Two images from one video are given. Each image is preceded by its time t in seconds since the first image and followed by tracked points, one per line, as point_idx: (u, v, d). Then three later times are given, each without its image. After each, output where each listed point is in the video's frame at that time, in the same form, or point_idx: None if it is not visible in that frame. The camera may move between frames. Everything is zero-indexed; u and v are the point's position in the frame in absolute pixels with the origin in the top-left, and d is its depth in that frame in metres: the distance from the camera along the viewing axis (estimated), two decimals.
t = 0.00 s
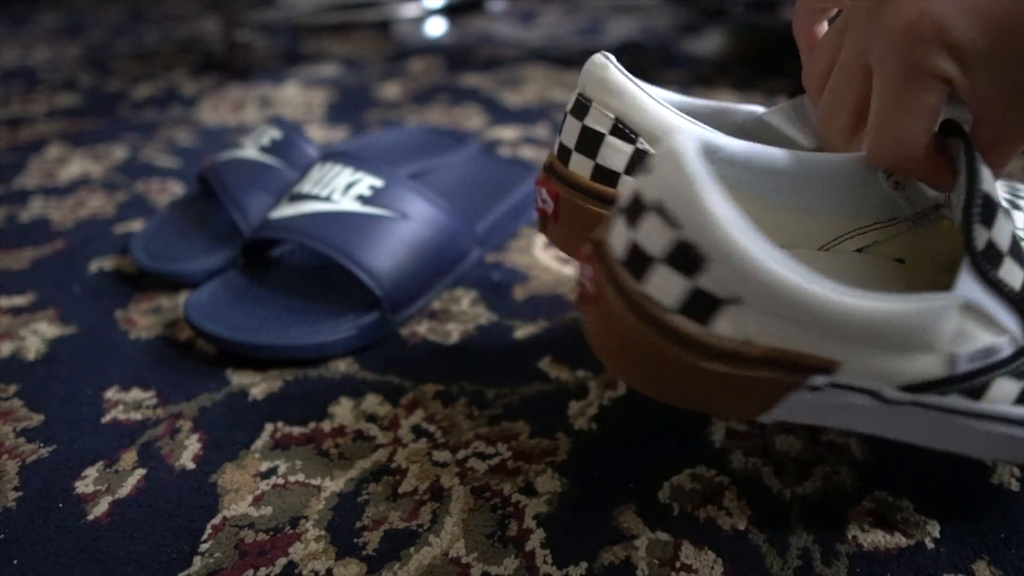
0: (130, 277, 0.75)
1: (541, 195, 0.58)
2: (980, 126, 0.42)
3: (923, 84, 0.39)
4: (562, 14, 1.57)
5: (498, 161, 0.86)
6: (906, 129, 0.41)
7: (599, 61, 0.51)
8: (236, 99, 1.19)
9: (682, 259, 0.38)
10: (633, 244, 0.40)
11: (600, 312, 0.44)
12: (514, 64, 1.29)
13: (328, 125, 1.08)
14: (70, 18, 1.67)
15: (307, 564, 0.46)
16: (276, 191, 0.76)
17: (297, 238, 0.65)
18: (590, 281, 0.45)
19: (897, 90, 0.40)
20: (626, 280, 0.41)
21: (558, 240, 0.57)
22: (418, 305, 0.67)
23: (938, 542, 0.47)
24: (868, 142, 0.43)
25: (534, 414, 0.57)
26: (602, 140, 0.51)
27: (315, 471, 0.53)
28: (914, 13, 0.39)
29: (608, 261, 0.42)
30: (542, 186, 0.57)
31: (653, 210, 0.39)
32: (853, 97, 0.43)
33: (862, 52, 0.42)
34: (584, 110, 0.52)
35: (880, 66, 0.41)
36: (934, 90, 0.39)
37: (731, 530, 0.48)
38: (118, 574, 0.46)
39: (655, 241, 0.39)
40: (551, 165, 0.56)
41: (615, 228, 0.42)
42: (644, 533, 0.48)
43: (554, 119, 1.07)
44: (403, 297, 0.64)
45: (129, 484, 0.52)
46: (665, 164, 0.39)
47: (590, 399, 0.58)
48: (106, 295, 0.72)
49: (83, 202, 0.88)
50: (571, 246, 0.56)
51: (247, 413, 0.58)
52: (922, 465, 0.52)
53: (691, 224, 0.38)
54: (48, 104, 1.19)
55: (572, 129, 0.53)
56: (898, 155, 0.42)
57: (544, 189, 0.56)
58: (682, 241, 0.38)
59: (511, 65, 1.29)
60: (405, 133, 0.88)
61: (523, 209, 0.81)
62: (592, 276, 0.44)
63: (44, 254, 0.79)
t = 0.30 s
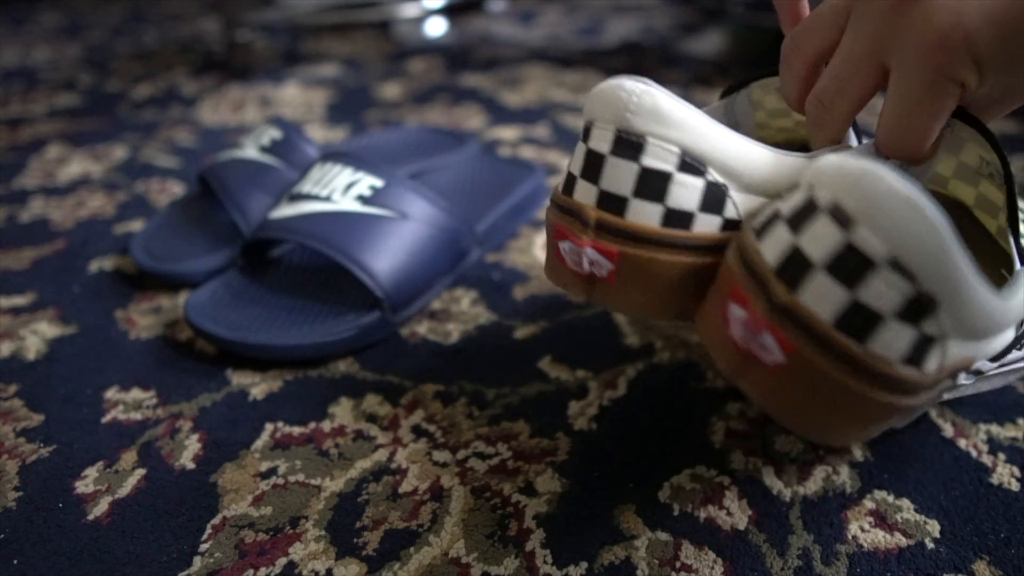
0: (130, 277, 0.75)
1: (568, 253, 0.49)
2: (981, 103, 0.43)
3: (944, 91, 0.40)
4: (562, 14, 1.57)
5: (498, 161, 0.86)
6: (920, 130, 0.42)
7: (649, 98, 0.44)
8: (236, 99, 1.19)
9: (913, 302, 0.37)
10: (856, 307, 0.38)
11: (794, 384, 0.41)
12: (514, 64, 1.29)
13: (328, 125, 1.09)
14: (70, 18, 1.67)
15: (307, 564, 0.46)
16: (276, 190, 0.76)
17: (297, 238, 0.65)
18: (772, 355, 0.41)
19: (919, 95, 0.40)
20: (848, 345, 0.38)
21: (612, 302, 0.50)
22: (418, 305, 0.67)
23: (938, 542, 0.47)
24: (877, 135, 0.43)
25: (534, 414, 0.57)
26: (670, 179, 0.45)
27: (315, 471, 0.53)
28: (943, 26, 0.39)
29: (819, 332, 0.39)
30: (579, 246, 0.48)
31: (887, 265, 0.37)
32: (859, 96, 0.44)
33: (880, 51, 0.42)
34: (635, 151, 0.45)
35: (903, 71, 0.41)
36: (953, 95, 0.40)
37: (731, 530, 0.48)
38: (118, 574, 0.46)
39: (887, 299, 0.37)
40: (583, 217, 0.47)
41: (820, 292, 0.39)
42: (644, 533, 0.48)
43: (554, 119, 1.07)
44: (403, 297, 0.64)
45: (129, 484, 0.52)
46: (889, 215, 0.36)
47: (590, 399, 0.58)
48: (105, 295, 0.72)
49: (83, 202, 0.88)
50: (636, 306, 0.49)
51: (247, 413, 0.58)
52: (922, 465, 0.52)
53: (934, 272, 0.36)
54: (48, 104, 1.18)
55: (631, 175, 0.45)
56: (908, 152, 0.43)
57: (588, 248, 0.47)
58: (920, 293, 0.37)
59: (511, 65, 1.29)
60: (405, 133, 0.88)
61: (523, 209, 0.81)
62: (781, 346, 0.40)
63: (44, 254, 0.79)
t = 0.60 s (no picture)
0: (130, 277, 0.75)
1: (623, 290, 0.47)
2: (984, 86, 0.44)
3: (954, 79, 0.40)
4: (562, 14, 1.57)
5: (498, 161, 0.86)
6: (927, 117, 0.42)
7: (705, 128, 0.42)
8: (236, 99, 1.19)
9: (1005, 308, 0.37)
10: (953, 322, 0.37)
11: (892, 402, 0.40)
12: (514, 64, 1.29)
13: (327, 125, 1.09)
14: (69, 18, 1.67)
15: (307, 564, 0.46)
16: (276, 191, 0.76)
17: (297, 238, 0.65)
18: (865, 375, 0.40)
19: (930, 82, 0.41)
20: (947, 360, 0.38)
21: (668, 333, 0.48)
22: (417, 305, 0.67)
23: (938, 542, 0.47)
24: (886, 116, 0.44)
25: (534, 414, 0.57)
26: (731, 205, 0.43)
27: (315, 471, 0.53)
28: (957, 16, 0.39)
29: (918, 351, 0.38)
30: (638, 283, 0.46)
31: (983, 275, 0.37)
32: (863, 81, 0.44)
33: (889, 36, 0.41)
34: (691, 181, 0.43)
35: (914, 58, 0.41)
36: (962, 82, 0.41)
37: (731, 530, 0.48)
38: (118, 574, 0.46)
39: (984, 309, 0.37)
40: (641, 253, 0.45)
41: (917, 314, 0.38)
42: (644, 533, 0.48)
43: (554, 119, 1.07)
44: (403, 296, 0.64)
45: (129, 484, 0.52)
46: (980, 225, 0.36)
47: (590, 399, 0.58)
48: (106, 295, 0.72)
49: (83, 202, 0.88)
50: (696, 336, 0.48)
51: (247, 413, 0.58)
52: (922, 464, 0.52)
53: None
54: (48, 104, 1.18)
55: (690, 205, 0.43)
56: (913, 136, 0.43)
57: (650, 285, 0.45)
58: (1010, 297, 0.37)
59: (511, 65, 1.29)
60: (405, 133, 0.88)
61: (523, 209, 0.81)
62: (876, 364, 0.39)
63: (44, 254, 0.78)
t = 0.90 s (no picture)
0: (130, 277, 0.75)
1: (640, 276, 0.46)
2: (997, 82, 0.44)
3: (969, 71, 0.41)
4: (562, 14, 1.57)
5: (498, 161, 0.86)
6: (939, 110, 0.42)
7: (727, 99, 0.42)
8: (236, 99, 1.19)
9: None
10: (995, 296, 0.37)
11: (929, 385, 0.40)
12: (513, 64, 1.29)
13: (327, 125, 1.08)
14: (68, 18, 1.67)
15: (307, 564, 0.46)
16: (276, 191, 0.76)
17: (297, 238, 0.65)
18: (903, 357, 0.40)
19: (946, 72, 0.41)
20: (988, 339, 0.38)
21: (685, 323, 0.47)
22: (417, 305, 0.67)
23: (938, 542, 0.47)
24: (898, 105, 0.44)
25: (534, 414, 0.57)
26: (753, 182, 0.43)
27: (315, 471, 0.53)
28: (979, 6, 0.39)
29: (959, 329, 0.38)
30: (657, 268, 0.45)
31: None
32: (879, 70, 0.44)
33: (912, 25, 0.42)
34: (711, 156, 0.43)
35: (932, 47, 0.41)
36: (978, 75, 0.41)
37: (731, 530, 0.48)
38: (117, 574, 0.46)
39: None
40: (660, 235, 0.44)
41: (958, 290, 0.38)
42: (645, 533, 0.48)
43: (554, 119, 1.07)
44: (403, 296, 0.64)
45: (129, 484, 0.52)
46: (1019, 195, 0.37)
47: (590, 399, 0.58)
48: (106, 295, 0.72)
49: (83, 202, 0.88)
50: (716, 324, 0.47)
51: (247, 413, 0.58)
52: (922, 464, 0.52)
53: None
54: (48, 104, 1.18)
55: (710, 181, 0.43)
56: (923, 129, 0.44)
57: (669, 268, 0.44)
58: None
59: (511, 65, 1.29)
60: (405, 134, 0.88)
61: (522, 209, 0.82)
62: (915, 345, 0.39)
63: (44, 254, 0.78)
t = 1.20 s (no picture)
0: (130, 277, 0.75)
1: (587, 269, 0.46)
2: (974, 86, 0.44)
3: (944, 69, 0.41)
4: (562, 14, 1.57)
5: (498, 162, 0.86)
6: (916, 107, 0.42)
7: (670, 99, 0.43)
8: (236, 99, 1.19)
9: (977, 279, 0.37)
10: (918, 289, 0.37)
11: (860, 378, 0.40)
12: (514, 64, 1.29)
13: (327, 125, 1.08)
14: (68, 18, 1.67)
15: (307, 564, 0.46)
16: (276, 191, 0.76)
17: (297, 238, 0.64)
18: (830, 351, 0.40)
19: (919, 71, 0.41)
20: (912, 331, 0.38)
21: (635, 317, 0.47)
22: (418, 305, 0.67)
23: (938, 543, 0.47)
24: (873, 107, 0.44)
25: (534, 414, 0.57)
26: (696, 179, 0.43)
27: (315, 471, 0.53)
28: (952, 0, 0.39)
29: (879, 321, 0.38)
30: (602, 260, 0.45)
31: (952, 241, 0.37)
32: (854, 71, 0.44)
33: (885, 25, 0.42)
34: (656, 153, 0.43)
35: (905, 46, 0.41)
36: (953, 74, 0.41)
37: (731, 530, 0.48)
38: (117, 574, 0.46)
39: (952, 279, 0.37)
40: (605, 228, 0.45)
41: (884, 278, 0.38)
42: (644, 533, 0.48)
43: (554, 119, 1.07)
44: (403, 296, 0.64)
45: (129, 484, 0.52)
46: (949, 189, 0.37)
47: (590, 400, 0.58)
48: (106, 295, 0.72)
49: (83, 202, 0.88)
50: (666, 319, 0.47)
51: (247, 413, 0.58)
52: (923, 465, 0.52)
53: (997, 245, 0.36)
54: (48, 104, 1.18)
55: (653, 178, 0.43)
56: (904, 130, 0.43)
57: (613, 261, 0.45)
58: (982, 267, 0.37)
59: (511, 65, 1.29)
60: (405, 134, 0.88)
61: (522, 210, 0.81)
62: (840, 339, 0.39)
63: (44, 254, 0.78)
